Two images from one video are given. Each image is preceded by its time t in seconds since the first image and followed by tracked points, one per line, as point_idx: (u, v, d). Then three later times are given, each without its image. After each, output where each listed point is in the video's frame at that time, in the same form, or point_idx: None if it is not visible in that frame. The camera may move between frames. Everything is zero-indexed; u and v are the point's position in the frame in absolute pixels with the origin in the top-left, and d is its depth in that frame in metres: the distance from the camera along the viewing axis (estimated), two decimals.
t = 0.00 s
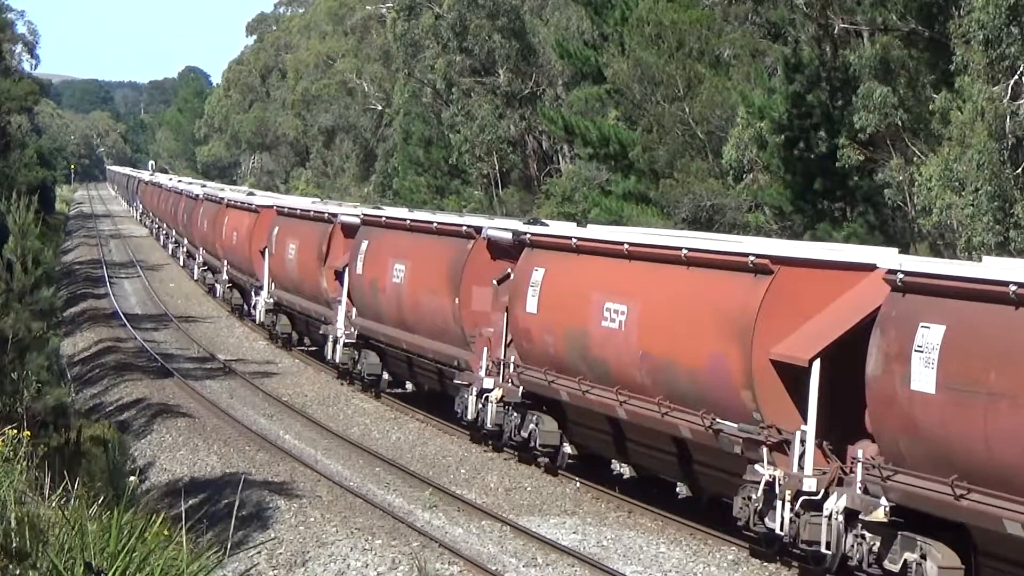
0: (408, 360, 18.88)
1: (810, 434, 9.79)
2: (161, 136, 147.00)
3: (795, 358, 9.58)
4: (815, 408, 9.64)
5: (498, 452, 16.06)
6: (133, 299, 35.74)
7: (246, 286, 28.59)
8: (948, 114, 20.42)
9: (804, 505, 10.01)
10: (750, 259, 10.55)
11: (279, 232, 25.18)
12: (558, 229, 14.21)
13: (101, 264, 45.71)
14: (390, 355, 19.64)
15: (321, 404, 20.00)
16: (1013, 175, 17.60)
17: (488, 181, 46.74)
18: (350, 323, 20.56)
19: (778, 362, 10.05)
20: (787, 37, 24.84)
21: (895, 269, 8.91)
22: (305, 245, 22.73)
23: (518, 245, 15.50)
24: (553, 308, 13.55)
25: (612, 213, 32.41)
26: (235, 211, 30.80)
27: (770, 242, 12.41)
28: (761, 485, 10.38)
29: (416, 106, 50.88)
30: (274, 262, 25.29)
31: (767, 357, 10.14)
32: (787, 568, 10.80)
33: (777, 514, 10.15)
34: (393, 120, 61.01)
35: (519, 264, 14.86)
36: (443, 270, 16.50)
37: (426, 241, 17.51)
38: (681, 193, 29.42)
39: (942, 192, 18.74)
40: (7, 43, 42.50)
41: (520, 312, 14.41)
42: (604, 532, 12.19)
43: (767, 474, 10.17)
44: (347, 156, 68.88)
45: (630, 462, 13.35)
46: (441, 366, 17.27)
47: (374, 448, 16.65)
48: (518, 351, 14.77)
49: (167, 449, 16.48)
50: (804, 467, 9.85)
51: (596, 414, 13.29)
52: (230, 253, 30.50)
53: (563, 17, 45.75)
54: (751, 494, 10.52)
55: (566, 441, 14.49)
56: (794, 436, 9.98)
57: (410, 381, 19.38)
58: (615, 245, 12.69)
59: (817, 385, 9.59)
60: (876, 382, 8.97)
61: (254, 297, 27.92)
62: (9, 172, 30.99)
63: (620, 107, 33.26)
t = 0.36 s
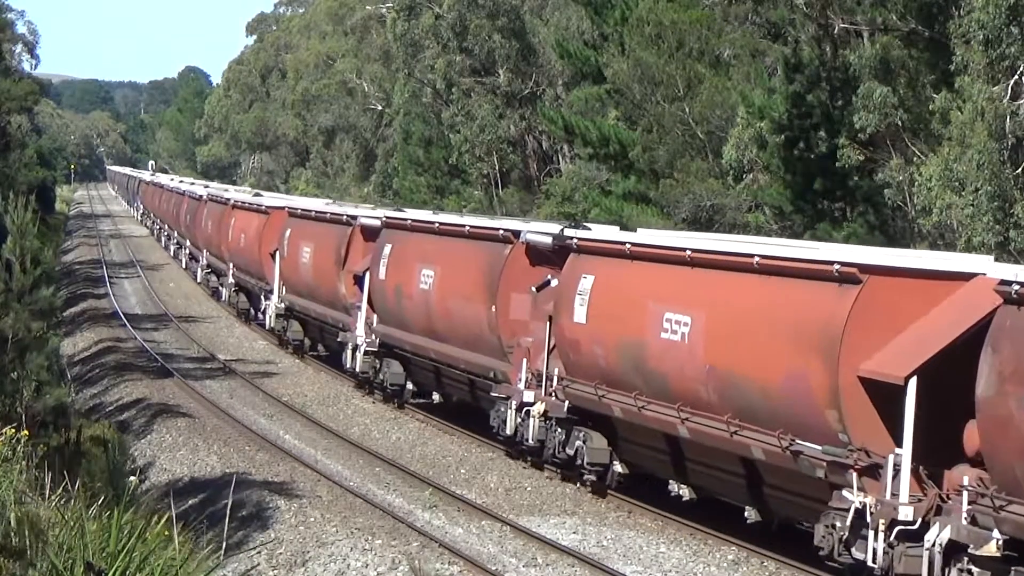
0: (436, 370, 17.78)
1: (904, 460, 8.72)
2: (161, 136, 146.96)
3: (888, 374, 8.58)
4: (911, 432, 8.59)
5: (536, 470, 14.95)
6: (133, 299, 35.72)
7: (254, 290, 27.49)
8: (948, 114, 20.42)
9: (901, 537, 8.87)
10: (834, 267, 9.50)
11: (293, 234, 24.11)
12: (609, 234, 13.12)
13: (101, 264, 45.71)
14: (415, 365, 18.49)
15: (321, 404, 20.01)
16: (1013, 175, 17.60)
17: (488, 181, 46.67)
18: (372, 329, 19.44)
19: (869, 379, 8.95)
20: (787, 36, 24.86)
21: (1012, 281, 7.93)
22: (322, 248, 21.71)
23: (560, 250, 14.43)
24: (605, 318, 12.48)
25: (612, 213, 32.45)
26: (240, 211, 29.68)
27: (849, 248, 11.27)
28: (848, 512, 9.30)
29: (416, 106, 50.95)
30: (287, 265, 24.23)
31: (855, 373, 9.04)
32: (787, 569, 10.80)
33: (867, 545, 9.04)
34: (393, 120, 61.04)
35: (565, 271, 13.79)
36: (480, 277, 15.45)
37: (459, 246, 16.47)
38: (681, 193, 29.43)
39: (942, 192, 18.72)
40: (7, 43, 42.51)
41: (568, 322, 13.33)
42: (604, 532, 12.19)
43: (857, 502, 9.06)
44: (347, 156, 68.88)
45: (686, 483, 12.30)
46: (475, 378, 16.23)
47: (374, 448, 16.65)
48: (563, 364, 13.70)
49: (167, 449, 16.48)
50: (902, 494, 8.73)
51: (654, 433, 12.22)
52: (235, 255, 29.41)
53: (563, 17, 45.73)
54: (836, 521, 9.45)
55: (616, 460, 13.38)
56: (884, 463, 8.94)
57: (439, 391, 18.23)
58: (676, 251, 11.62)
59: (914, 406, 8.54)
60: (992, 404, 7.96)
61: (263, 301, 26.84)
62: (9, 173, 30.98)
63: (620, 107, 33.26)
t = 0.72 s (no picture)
0: (466, 381, 16.79)
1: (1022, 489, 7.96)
2: (161, 135, 146.95)
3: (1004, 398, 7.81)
4: None
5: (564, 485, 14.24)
6: (133, 299, 35.70)
7: (264, 294, 26.48)
8: (948, 114, 20.42)
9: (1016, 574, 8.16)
10: (932, 277, 8.59)
11: (308, 236, 23.03)
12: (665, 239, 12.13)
13: (101, 264, 45.70)
14: (443, 376, 17.58)
15: (321, 404, 20.00)
16: (1013, 175, 17.60)
17: (488, 181, 46.60)
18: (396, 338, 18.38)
19: (978, 401, 8.08)
20: (787, 37, 24.85)
21: None
22: (340, 252, 20.61)
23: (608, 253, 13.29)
24: (665, 332, 11.52)
25: (612, 213, 32.47)
26: (248, 211, 28.70)
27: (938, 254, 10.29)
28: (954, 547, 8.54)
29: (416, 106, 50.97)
30: (301, 269, 23.15)
31: (964, 394, 8.16)
32: (786, 569, 10.81)
33: None
34: (393, 120, 61.03)
35: (617, 279, 12.80)
36: (517, 284, 14.41)
37: (495, 250, 15.34)
38: (681, 193, 29.41)
39: (942, 192, 18.72)
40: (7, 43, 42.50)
41: (621, 333, 12.37)
42: (604, 532, 12.19)
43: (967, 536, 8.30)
44: (347, 156, 68.87)
45: (755, 507, 11.44)
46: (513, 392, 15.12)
47: (374, 448, 16.65)
48: (615, 377, 12.79)
49: (167, 449, 16.47)
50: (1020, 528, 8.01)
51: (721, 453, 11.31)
52: (243, 258, 28.38)
53: (563, 17, 45.70)
54: (937, 554, 8.69)
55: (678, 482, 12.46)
56: (996, 492, 8.13)
57: (467, 404, 17.30)
58: (746, 258, 10.63)
59: None
60: None
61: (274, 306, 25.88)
62: (9, 172, 30.96)
63: (620, 107, 33.26)
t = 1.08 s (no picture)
0: (502, 394, 15.88)
1: None
2: (161, 135, 146.94)
3: None
4: None
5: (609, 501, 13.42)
6: (133, 299, 35.68)
7: (274, 299, 25.50)
8: (948, 114, 20.42)
9: None
10: None
11: (322, 239, 22.07)
12: (733, 245, 11.28)
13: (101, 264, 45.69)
14: (475, 388, 16.68)
15: (321, 404, 20.00)
16: (1013, 175, 17.60)
17: (488, 182, 46.56)
18: (427, 348, 17.46)
19: None
20: (787, 36, 24.85)
21: None
22: (359, 255, 19.68)
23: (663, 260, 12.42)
24: (737, 346, 10.67)
25: (612, 213, 32.49)
26: (256, 213, 27.76)
27: None
28: None
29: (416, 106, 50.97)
30: (315, 273, 22.17)
31: None
32: (786, 569, 10.82)
33: None
34: (393, 120, 61.03)
35: (679, 288, 11.94)
36: (563, 293, 13.49)
37: (536, 255, 14.44)
38: (681, 193, 29.40)
39: (943, 192, 18.72)
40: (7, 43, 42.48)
41: (686, 346, 11.47)
42: (604, 532, 12.19)
43: None
44: (347, 156, 68.85)
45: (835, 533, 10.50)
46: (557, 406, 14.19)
47: (374, 448, 16.66)
48: (677, 392, 11.88)
49: (167, 449, 16.47)
50: None
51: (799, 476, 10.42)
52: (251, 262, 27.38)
53: (564, 17, 45.66)
54: None
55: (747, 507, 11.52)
56: None
57: (503, 418, 16.35)
58: (830, 266, 9.79)
59: None
60: None
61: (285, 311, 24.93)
62: (9, 172, 30.95)
63: (620, 107, 33.25)
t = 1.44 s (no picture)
0: (540, 408, 14.86)
1: None
2: (161, 135, 146.87)
3: None
4: None
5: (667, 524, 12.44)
6: (133, 299, 35.69)
7: (286, 305, 24.53)
8: (948, 114, 20.42)
9: None
10: None
11: (340, 242, 21.13)
12: (813, 253, 10.33)
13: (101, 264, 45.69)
14: (511, 401, 15.66)
15: (321, 404, 20.00)
16: (1013, 175, 17.60)
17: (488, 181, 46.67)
18: (457, 358, 16.41)
19: None
20: (788, 36, 24.85)
21: None
22: (381, 260, 18.76)
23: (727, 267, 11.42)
24: (823, 361, 9.71)
25: (612, 213, 32.50)
26: (267, 216, 26.85)
27: None
28: None
29: (416, 106, 50.97)
30: (333, 278, 21.23)
31: None
32: (787, 569, 10.81)
33: None
34: (393, 120, 61.05)
35: (750, 297, 10.98)
36: (617, 302, 12.48)
37: (584, 261, 13.41)
38: (681, 193, 29.38)
39: (942, 192, 18.73)
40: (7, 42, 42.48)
41: (762, 361, 10.48)
42: (605, 531, 12.19)
43: None
44: (347, 156, 68.85)
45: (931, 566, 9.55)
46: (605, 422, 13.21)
47: (374, 448, 16.65)
48: (749, 410, 10.83)
49: (167, 449, 16.47)
50: None
51: (889, 503, 9.49)
52: (262, 266, 26.41)
53: (564, 17, 45.65)
54: None
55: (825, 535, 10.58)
56: None
57: (544, 433, 15.29)
58: (930, 275, 8.87)
59: None
60: None
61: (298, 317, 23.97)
62: (9, 172, 30.93)
63: (620, 106, 33.25)
